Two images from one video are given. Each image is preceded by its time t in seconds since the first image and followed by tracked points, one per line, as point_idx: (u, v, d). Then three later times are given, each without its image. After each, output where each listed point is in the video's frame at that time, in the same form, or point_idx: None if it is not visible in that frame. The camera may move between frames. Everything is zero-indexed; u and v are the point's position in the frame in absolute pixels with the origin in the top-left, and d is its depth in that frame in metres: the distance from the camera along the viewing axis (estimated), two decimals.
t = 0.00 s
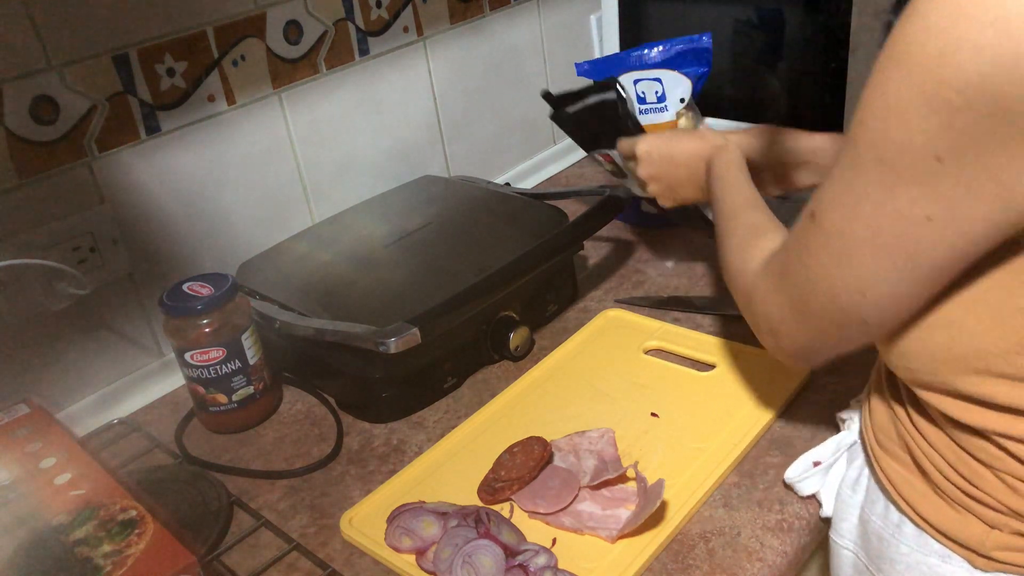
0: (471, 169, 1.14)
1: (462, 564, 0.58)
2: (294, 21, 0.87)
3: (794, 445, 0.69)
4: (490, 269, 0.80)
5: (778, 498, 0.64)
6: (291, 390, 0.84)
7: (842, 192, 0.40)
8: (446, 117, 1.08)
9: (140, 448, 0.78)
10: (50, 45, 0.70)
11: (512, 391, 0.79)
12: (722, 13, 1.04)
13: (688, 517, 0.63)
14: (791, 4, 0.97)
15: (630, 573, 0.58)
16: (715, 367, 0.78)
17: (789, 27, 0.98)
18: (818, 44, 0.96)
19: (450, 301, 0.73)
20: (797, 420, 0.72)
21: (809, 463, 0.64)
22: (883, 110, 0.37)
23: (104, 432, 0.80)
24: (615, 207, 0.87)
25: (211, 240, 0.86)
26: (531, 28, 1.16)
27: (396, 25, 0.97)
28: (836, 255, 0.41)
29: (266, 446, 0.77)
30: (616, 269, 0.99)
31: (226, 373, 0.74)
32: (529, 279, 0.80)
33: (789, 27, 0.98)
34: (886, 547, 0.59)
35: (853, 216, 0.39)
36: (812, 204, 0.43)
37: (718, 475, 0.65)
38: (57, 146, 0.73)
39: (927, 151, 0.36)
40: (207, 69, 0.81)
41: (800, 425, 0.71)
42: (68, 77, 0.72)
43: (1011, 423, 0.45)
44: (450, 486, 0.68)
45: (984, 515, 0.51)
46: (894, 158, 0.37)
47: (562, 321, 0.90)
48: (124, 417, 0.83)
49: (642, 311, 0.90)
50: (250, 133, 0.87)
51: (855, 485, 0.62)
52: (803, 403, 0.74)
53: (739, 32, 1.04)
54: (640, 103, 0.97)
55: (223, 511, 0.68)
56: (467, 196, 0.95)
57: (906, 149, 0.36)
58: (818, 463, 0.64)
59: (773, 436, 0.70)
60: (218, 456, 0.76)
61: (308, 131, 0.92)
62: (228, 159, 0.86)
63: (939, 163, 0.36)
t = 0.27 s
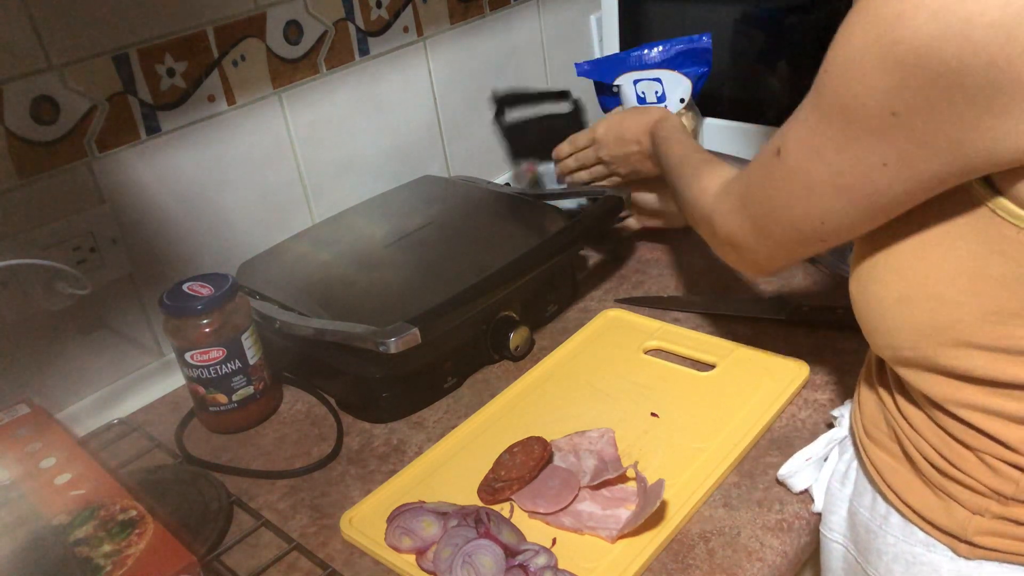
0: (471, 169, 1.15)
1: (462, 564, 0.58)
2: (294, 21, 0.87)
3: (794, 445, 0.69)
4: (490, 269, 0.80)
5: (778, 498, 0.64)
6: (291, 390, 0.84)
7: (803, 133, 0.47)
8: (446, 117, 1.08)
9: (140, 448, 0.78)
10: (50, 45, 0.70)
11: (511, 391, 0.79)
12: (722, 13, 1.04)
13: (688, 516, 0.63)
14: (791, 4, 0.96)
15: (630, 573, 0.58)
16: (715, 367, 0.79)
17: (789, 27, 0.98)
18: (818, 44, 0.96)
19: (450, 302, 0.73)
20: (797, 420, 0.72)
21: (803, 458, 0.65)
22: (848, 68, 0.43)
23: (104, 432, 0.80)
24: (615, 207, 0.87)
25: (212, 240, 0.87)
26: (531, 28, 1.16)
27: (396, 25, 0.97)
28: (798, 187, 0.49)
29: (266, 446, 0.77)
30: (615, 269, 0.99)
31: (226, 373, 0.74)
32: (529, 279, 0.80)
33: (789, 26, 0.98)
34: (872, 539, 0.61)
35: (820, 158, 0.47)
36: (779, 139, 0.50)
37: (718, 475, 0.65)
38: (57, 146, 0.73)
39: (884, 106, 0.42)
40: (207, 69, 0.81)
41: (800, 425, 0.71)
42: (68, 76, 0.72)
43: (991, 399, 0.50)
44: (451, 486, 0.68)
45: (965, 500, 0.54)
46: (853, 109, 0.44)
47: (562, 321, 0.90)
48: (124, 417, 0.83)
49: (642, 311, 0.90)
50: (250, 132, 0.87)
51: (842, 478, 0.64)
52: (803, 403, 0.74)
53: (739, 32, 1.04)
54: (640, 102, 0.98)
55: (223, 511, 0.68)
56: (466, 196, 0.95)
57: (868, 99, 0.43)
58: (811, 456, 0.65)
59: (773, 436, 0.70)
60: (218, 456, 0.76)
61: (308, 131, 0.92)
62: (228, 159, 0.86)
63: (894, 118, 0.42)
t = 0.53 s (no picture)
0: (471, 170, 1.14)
1: (462, 564, 0.58)
2: (294, 21, 0.87)
3: (794, 445, 0.69)
4: (490, 269, 0.80)
5: (778, 498, 0.64)
6: (291, 390, 0.84)
7: (844, 338, 0.39)
8: (446, 117, 1.08)
9: (140, 448, 0.78)
10: (50, 45, 0.70)
11: (511, 391, 0.79)
12: (722, 13, 1.04)
13: (688, 516, 0.63)
14: (790, 3, 0.97)
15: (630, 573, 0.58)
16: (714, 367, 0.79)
17: (789, 27, 0.98)
18: (818, 44, 0.96)
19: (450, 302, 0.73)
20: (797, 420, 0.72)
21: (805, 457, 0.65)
22: (898, 145, 0.36)
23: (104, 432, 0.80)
24: (615, 207, 0.87)
25: (211, 240, 0.87)
26: (531, 29, 1.16)
27: (396, 25, 0.97)
28: (888, 299, 0.37)
29: (267, 446, 0.77)
30: (616, 269, 0.99)
31: (226, 373, 0.74)
32: (529, 279, 0.80)
33: (789, 26, 0.98)
34: (878, 541, 0.60)
35: (909, 242, 0.36)
36: (847, 244, 0.39)
37: (718, 475, 0.65)
38: (57, 146, 0.73)
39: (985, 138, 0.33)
40: (207, 70, 0.81)
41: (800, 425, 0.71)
42: (68, 77, 0.72)
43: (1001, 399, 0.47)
44: (451, 486, 0.68)
45: (972, 501, 0.52)
46: (946, 154, 0.34)
47: (562, 321, 0.90)
48: (124, 417, 0.83)
49: (642, 311, 0.90)
50: (249, 132, 0.87)
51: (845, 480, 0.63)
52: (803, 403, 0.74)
53: (739, 31, 1.04)
54: (640, 103, 0.97)
55: (223, 511, 0.68)
56: (467, 196, 0.95)
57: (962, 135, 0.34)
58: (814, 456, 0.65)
59: (774, 436, 0.70)
60: (218, 456, 0.76)
61: (308, 131, 0.92)
62: (228, 159, 0.86)
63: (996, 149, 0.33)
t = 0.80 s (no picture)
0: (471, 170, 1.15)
1: (462, 564, 0.58)
2: (294, 22, 0.88)
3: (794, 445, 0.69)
4: (490, 269, 0.80)
5: (778, 498, 0.64)
6: (292, 390, 0.84)
7: None
8: (446, 117, 1.08)
9: (140, 448, 0.78)
10: (50, 45, 0.70)
11: (511, 391, 0.79)
12: (721, 13, 1.04)
13: (688, 516, 0.63)
14: (790, 4, 0.97)
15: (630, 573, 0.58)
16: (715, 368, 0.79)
17: (789, 27, 0.98)
18: (818, 45, 0.96)
19: (450, 302, 0.73)
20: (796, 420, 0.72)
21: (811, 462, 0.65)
22: None
23: (104, 432, 0.80)
24: (615, 208, 0.87)
25: (212, 240, 0.87)
26: (531, 29, 1.16)
27: (396, 25, 0.97)
28: None
29: (267, 446, 0.77)
30: (616, 269, 0.99)
31: (227, 373, 0.74)
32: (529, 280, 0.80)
33: (788, 26, 0.98)
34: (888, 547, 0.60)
35: None
36: None
37: (718, 476, 0.65)
38: (57, 146, 0.73)
39: None
40: (207, 69, 0.81)
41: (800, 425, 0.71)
42: (68, 77, 0.72)
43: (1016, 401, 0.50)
44: (451, 485, 0.68)
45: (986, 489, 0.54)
46: None
47: (562, 321, 0.90)
48: (123, 417, 0.83)
49: (642, 312, 0.90)
50: (250, 133, 0.87)
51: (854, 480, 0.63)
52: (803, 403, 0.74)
53: (739, 31, 1.04)
54: (640, 103, 0.97)
55: (223, 511, 0.68)
56: (467, 196, 0.95)
57: None
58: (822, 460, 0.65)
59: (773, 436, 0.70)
60: (218, 456, 0.77)
61: (309, 131, 0.92)
62: (229, 159, 0.86)
63: None
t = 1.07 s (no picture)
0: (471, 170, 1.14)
1: (462, 565, 0.58)
2: (294, 21, 0.87)
3: (794, 445, 0.69)
4: (490, 269, 0.80)
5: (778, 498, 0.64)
6: (291, 390, 0.84)
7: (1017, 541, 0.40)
8: (446, 117, 1.08)
9: (140, 448, 0.78)
10: (50, 45, 0.70)
11: (511, 391, 0.79)
12: (722, 13, 1.04)
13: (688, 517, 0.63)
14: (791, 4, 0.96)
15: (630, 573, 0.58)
16: (715, 368, 0.79)
17: (789, 27, 0.98)
18: (818, 45, 0.96)
19: (450, 301, 0.73)
20: (796, 420, 0.72)
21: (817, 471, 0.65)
22: None
23: (104, 432, 0.80)
24: (615, 208, 0.87)
25: (212, 239, 0.87)
26: (531, 29, 1.16)
27: (396, 25, 0.97)
28: None
29: (267, 446, 0.77)
30: (616, 269, 0.99)
31: (227, 373, 0.74)
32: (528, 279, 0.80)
33: (789, 26, 0.98)
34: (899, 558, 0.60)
35: None
36: None
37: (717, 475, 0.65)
38: (57, 146, 0.73)
39: None
40: (207, 69, 0.81)
41: (801, 425, 0.71)
42: (68, 76, 0.72)
43: None
44: (451, 485, 0.68)
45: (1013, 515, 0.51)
46: None
47: (562, 321, 0.90)
48: (123, 417, 0.83)
49: (642, 311, 0.90)
50: (250, 132, 0.87)
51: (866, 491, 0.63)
52: (802, 403, 0.74)
53: (739, 31, 1.04)
54: (641, 103, 0.97)
55: (223, 511, 0.68)
56: (467, 196, 0.95)
57: None
58: (830, 469, 0.65)
59: (773, 436, 0.70)
60: (218, 456, 0.76)
61: (309, 131, 0.92)
62: (228, 159, 0.86)
63: None
